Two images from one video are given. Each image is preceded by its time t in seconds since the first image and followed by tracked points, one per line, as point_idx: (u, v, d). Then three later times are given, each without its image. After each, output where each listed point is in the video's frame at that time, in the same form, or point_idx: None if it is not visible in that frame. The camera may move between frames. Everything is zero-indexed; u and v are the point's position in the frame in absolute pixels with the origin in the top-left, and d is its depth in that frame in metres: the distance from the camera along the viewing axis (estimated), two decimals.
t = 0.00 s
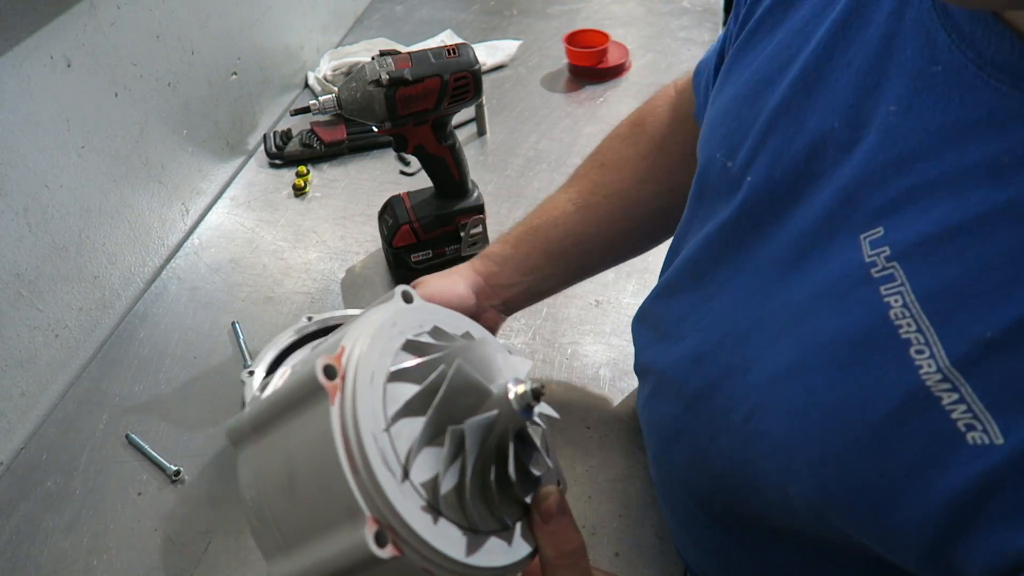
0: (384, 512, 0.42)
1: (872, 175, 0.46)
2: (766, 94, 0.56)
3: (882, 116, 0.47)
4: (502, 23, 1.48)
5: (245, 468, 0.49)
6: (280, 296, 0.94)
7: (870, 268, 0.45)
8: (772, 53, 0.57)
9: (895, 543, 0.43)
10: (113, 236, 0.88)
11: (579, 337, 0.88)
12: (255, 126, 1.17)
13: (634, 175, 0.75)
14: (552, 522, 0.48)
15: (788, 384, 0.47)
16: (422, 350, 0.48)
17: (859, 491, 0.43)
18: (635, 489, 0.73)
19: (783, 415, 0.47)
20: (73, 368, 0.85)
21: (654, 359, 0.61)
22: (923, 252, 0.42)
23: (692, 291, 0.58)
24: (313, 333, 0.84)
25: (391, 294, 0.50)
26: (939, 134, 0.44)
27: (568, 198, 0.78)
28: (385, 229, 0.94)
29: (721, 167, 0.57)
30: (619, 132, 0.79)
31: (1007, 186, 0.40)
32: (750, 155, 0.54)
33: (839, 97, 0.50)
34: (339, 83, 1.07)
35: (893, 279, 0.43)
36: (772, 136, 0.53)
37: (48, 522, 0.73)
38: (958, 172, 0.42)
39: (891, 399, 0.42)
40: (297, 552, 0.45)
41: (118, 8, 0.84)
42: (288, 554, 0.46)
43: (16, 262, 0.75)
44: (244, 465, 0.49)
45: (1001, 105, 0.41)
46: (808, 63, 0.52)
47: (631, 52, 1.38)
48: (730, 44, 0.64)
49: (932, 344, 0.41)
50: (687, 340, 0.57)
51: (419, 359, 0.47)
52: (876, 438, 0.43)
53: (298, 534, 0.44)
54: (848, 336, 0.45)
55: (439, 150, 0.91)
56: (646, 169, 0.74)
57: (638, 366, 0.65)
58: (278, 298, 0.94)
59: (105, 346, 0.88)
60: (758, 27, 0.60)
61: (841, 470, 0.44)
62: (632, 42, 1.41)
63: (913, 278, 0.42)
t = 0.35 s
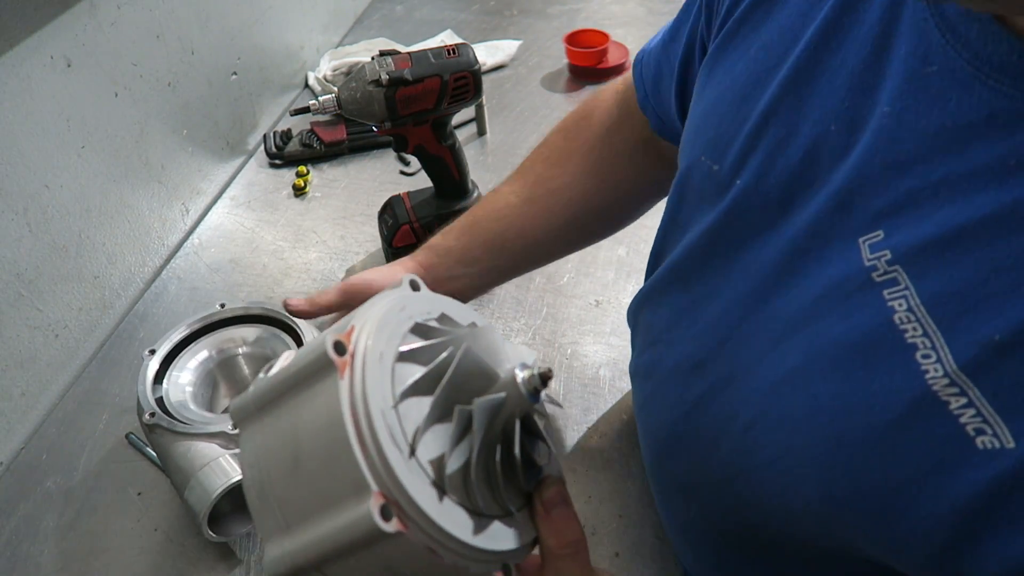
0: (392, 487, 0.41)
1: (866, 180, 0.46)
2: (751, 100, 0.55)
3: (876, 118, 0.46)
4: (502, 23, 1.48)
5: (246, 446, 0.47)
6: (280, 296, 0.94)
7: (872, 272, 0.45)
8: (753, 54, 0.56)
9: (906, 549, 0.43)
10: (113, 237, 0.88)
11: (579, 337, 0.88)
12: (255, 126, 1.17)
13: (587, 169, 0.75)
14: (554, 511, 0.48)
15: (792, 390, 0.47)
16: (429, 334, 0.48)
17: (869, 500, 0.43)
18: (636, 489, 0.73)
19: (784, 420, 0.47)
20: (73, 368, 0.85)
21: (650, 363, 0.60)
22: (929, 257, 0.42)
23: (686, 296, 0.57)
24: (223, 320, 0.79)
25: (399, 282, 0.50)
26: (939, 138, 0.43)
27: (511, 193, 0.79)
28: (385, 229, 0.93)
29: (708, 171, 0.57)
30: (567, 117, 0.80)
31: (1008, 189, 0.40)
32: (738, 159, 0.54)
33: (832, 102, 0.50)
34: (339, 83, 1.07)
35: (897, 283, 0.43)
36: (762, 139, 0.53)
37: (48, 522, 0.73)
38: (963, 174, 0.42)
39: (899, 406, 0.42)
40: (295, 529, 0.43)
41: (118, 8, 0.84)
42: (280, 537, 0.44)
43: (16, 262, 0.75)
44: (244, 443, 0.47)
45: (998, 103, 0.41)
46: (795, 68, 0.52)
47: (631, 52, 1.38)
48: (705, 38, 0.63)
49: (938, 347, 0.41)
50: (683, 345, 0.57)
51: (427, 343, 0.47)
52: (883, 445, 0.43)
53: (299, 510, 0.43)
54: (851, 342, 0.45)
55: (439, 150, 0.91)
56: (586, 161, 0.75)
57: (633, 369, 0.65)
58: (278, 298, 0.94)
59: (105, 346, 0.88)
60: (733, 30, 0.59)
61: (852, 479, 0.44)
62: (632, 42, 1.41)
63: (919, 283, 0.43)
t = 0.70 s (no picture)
0: (367, 404, 0.42)
1: (855, 162, 0.47)
2: (755, 82, 0.56)
3: (868, 101, 0.47)
4: (502, 23, 1.48)
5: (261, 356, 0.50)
6: (280, 296, 0.94)
7: (850, 250, 0.45)
8: (764, 38, 0.57)
9: (865, 525, 0.43)
10: (113, 237, 0.88)
11: (579, 337, 0.88)
12: (255, 126, 1.17)
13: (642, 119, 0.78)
14: (521, 466, 0.48)
15: (772, 367, 0.47)
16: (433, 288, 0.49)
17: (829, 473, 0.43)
18: (635, 489, 0.73)
19: (768, 397, 0.48)
20: (73, 367, 0.85)
21: (650, 346, 0.61)
22: (903, 237, 0.43)
23: (681, 279, 0.58)
24: (223, 320, 0.79)
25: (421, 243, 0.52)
26: (920, 121, 0.44)
27: (602, 139, 0.80)
28: (385, 229, 0.94)
29: (712, 149, 0.57)
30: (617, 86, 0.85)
31: (982, 171, 0.41)
32: (739, 139, 0.54)
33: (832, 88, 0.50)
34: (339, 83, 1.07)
35: (872, 261, 0.44)
36: (763, 121, 0.53)
37: (48, 522, 0.73)
38: (939, 156, 0.43)
39: (862, 381, 0.42)
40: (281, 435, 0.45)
41: (118, 8, 0.84)
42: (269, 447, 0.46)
43: (16, 262, 0.75)
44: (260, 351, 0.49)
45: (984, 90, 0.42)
46: (798, 53, 0.53)
47: (631, 52, 1.38)
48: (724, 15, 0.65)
49: (904, 323, 0.41)
50: (679, 329, 0.57)
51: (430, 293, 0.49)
52: (848, 420, 0.43)
53: (287, 416, 0.45)
54: (828, 318, 0.45)
55: (439, 151, 0.91)
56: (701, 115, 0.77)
57: (636, 355, 0.65)
58: (278, 298, 0.94)
59: (104, 346, 0.88)
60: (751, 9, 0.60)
61: (813, 449, 0.44)
62: (632, 42, 1.41)
63: (892, 261, 0.43)
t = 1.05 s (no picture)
0: (399, 324, 0.49)
1: (845, 142, 0.46)
2: (760, 76, 0.56)
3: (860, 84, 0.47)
4: (502, 23, 1.48)
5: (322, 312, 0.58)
6: (280, 296, 0.94)
7: (836, 226, 0.45)
8: (771, 34, 0.57)
9: (839, 498, 0.42)
10: (113, 237, 0.88)
11: (579, 337, 0.88)
12: (255, 126, 1.17)
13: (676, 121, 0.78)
14: (507, 426, 0.51)
15: (762, 343, 0.47)
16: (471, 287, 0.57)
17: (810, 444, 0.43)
18: (635, 488, 0.73)
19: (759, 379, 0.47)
20: (73, 367, 0.85)
21: (656, 341, 0.61)
22: (880, 208, 0.43)
23: (687, 269, 0.58)
24: (223, 320, 0.79)
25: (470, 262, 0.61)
26: (904, 100, 0.44)
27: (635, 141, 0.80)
28: (385, 229, 0.94)
29: (719, 143, 0.57)
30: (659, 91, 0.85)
31: (955, 140, 0.41)
32: (743, 131, 0.54)
33: (827, 74, 0.50)
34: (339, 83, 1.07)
35: (855, 234, 0.44)
36: (765, 112, 0.53)
37: (48, 521, 0.73)
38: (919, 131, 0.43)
39: (839, 349, 0.42)
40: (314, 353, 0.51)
41: (118, 7, 0.84)
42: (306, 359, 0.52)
43: (16, 262, 0.75)
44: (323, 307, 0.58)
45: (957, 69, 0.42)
46: (798, 45, 0.53)
47: (631, 52, 1.38)
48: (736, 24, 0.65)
49: (879, 288, 0.41)
50: (687, 322, 0.58)
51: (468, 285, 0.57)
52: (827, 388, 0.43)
53: (327, 338, 0.51)
54: (813, 292, 0.45)
55: (439, 151, 0.91)
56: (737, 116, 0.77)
57: (642, 351, 0.66)
58: (278, 297, 0.94)
59: (104, 346, 0.88)
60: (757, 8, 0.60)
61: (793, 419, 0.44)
62: (632, 42, 1.41)
63: (872, 232, 0.43)
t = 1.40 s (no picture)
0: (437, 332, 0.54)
1: (830, 158, 0.46)
2: (757, 88, 0.56)
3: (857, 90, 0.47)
4: (502, 23, 1.48)
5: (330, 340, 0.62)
6: (280, 296, 0.94)
7: (821, 237, 0.45)
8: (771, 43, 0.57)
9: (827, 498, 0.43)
10: (113, 237, 0.88)
11: (579, 337, 0.88)
12: (255, 126, 1.17)
13: (635, 119, 0.77)
14: (522, 402, 0.59)
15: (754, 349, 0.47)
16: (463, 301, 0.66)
17: (788, 450, 0.44)
18: (634, 489, 0.73)
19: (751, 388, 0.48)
20: (73, 367, 0.85)
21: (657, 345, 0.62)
22: (864, 220, 0.43)
23: (685, 275, 0.59)
24: (223, 320, 0.79)
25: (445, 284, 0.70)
26: (888, 118, 0.45)
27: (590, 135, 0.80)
28: (385, 229, 0.93)
29: (717, 151, 0.57)
30: (628, 75, 0.83)
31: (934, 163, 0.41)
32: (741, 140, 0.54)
33: (822, 86, 0.51)
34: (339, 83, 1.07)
35: (838, 248, 0.44)
36: (764, 114, 0.53)
37: (48, 521, 0.73)
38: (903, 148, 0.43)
39: (816, 357, 0.42)
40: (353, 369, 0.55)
41: (118, 8, 0.84)
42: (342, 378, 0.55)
43: (16, 262, 0.75)
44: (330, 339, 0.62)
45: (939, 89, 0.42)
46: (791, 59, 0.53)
47: (631, 52, 1.38)
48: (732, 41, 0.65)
49: (853, 301, 0.42)
50: (684, 328, 0.58)
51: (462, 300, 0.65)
52: (802, 395, 0.43)
53: (361, 356, 0.55)
54: (796, 299, 0.45)
55: (439, 151, 0.91)
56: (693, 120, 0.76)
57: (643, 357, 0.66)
58: (278, 297, 0.94)
59: (104, 346, 0.88)
60: (755, 19, 0.59)
61: (771, 425, 0.45)
62: (633, 42, 1.41)
63: (854, 247, 0.43)
